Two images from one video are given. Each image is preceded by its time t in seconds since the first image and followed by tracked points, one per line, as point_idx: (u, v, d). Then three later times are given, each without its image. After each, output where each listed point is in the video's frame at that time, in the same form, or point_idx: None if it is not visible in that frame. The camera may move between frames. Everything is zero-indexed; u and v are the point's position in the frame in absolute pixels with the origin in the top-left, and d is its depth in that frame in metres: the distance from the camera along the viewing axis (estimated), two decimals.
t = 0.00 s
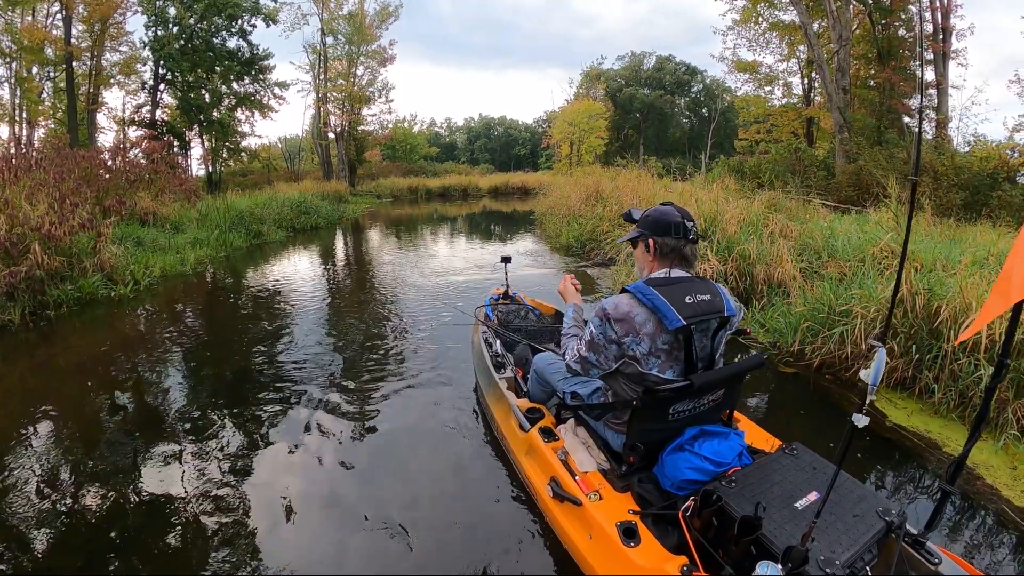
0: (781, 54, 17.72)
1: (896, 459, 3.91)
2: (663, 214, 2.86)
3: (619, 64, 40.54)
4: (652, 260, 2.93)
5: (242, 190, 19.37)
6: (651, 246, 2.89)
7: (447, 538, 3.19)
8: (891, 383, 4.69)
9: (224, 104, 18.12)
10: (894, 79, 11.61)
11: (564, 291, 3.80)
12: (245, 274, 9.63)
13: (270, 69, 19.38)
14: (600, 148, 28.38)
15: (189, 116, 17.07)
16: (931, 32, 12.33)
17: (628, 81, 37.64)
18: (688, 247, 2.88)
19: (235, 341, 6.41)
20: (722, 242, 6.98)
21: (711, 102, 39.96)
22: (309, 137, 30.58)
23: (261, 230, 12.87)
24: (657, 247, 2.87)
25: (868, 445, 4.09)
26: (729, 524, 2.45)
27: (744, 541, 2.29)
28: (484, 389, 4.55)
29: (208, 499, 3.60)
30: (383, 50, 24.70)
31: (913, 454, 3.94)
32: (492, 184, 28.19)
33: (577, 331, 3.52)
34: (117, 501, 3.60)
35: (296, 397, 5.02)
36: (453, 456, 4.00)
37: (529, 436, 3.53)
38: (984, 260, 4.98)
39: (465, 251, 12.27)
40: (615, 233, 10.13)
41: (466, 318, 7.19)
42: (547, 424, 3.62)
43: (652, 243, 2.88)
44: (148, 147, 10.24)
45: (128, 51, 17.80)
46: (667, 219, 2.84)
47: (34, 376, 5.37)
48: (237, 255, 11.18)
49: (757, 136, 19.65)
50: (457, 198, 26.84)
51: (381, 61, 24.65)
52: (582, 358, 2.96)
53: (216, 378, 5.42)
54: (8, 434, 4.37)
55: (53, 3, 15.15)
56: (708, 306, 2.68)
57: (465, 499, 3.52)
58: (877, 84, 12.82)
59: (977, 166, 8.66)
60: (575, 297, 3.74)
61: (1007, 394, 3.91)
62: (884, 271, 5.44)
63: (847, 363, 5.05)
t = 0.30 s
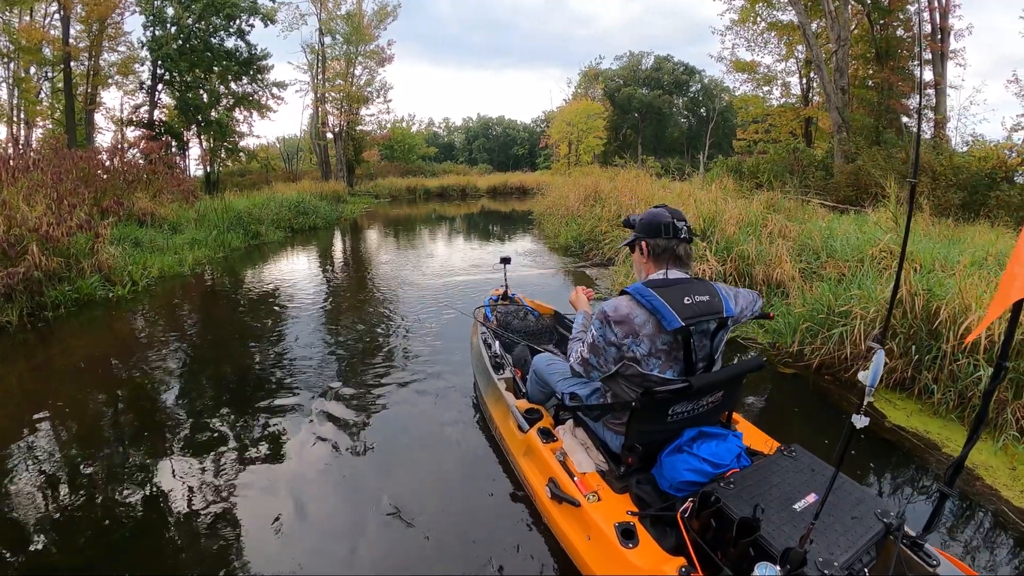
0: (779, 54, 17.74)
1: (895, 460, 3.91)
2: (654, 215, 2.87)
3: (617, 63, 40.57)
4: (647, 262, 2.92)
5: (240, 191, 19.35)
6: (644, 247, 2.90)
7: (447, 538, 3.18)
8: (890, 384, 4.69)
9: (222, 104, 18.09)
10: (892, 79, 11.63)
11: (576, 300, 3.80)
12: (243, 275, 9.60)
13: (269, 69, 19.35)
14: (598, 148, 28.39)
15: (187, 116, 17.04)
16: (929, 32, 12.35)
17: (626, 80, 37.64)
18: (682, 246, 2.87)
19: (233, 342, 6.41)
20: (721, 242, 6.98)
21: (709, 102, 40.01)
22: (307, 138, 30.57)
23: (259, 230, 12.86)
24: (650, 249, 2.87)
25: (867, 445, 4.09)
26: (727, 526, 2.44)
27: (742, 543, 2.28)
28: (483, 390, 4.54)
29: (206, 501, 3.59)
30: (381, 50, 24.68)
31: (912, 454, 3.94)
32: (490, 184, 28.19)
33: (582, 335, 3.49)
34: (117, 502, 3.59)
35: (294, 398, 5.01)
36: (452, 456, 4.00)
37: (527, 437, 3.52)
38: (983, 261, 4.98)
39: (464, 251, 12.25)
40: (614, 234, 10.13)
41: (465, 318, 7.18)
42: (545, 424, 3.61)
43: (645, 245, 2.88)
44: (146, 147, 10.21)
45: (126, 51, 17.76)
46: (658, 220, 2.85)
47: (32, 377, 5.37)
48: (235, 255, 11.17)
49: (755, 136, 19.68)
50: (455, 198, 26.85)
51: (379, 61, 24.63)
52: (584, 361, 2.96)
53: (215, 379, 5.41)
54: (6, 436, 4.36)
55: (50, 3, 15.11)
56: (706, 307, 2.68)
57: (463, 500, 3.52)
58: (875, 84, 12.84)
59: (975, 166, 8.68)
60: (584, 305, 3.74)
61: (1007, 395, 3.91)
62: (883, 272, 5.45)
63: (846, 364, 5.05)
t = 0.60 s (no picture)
0: (777, 54, 17.77)
1: (893, 461, 3.91)
2: (655, 218, 2.87)
3: (616, 64, 40.62)
4: (646, 264, 2.92)
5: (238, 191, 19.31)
6: (644, 249, 2.90)
7: (446, 539, 3.17)
8: (888, 385, 4.69)
9: (220, 105, 18.05)
10: (890, 79, 11.65)
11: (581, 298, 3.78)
12: (241, 276, 9.57)
13: (267, 69, 19.31)
14: (597, 148, 28.41)
15: (185, 116, 17.00)
16: (928, 33, 12.37)
17: (624, 81, 37.67)
18: (681, 251, 2.85)
19: (231, 343, 6.39)
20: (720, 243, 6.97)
21: (707, 102, 40.07)
22: (305, 138, 30.51)
23: (257, 231, 12.83)
24: (649, 251, 2.87)
25: (865, 447, 4.09)
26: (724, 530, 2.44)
27: (738, 547, 2.28)
28: (480, 391, 4.53)
29: (205, 502, 3.57)
30: (379, 51, 24.64)
31: (910, 456, 3.94)
32: (488, 184, 28.18)
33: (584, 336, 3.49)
34: (115, 503, 3.58)
35: (291, 399, 4.99)
36: (449, 457, 3.99)
37: (524, 438, 3.52)
38: (981, 262, 4.99)
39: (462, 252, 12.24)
40: (612, 234, 10.13)
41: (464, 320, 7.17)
42: (542, 426, 3.60)
43: (645, 247, 2.89)
44: (143, 148, 10.19)
45: (124, 51, 17.70)
46: (657, 224, 2.85)
47: (29, 379, 5.34)
48: (232, 256, 11.14)
49: (754, 136, 19.70)
50: (454, 198, 26.84)
51: (377, 61, 24.62)
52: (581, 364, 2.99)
53: (212, 381, 5.39)
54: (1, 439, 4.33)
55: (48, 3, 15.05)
56: (702, 313, 2.66)
57: (460, 501, 3.51)
58: (874, 84, 12.86)
59: (973, 166, 8.69)
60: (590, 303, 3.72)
61: (1005, 396, 3.91)
62: (882, 273, 5.44)
63: (844, 366, 5.05)
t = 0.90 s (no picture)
0: (772, 54, 17.82)
1: (891, 459, 3.93)
2: (673, 217, 2.86)
3: (611, 64, 40.70)
4: (658, 263, 2.93)
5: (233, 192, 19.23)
6: (657, 247, 2.89)
7: (446, 541, 3.15)
8: (886, 383, 4.71)
9: (215, 105, 17.97)
10: (885, 79, 11.70)
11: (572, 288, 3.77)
12: (236, 277, 9.53)
13: (262, 69, 19.22)
14: (592, 148, 28.44)
15: (180, 116, 16.90)
16: (922, 33, 12.43)
17: (619, 81, 37.73)
18: (695, 253, 2.88)
19: (226, 344, 6.35)
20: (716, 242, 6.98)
21: (702, 103, 40.19)
22: (300, 139, 30.42)
23: (252, 232, 12.79)
24: (663, 250, 2.87)
25: (864, 445, 4.10)
26: (725, 527, 2.44)
27: (740, 544, 2.28)
28: (479, 391, 4.53)
29: (203, 505, 3.54)
30: (374, 51, 24.59)
31: (909, 453, 3.96)
32: (484, 184, 28.18)
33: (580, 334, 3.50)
34: (112, 506, 3.55)
35: (287, 400, 4.96)
36: (448, 457, 3.98)
37: (524, 437, 3.51)
38: (977, 260, 5.01)
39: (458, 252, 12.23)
40: (608, 235, 10.14)
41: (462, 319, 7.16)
42: (542, 425, 3.60)
43: (659, 245, 2.88)
44: (138, 148, 10.20)
45: (118, 51, 17.59)
46: (675, 223, 2.84)
47: (23, 381, 5.30)
48: (227, 257, 11.09)
49: (749, 136, 19.76)
50: (449, 198, 26.81)
51: (372, 61, 24.56)
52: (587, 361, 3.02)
53: (208, 382, 5.35)
54: None
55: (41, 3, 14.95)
56: (713, 314, 2.70)
57: (460, 500, 3.51)
58: (869, 84, 12.92)
59: (968, 165, 8.73)
60: (578, 294, 3.79)
61: (1003, 393, 3.93)
62: (879, 271, 5.47)
63: (842, 363, 5.06)
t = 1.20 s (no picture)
0: (766, 54, 17.88)
1: (889, 454, 3.95)
2: (670, 212, 2.87)
3: (605, 65, 40.79)
4: (655, 258, 2.95)
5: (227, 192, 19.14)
6: (655, 242, 2.91)
7: (445, 542, 3.14)
8: (883, 379, 4.74)
9: (208, 106, 17.89)
10: (878, 79, 11.78)
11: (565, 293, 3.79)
12: (230, 277, 9.49)
13: (256, 70, 19.14)
14: (586, 149, 28.50)
15: (174, 117, 16.81)
16: (915, 33, 12.52)
17: (613, 82, 37.81)
18: (693, 249, 2.90)
19: (221, 345, 6.31)
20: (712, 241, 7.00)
21: (696, 103, 40.34)
22: (294, 139, 30.34)
23: (247, 232, 12.76)
24: (661, 245, 2.88)
25: (861, 441, 4.12)
26: (726, 521, 2.44)
27: (741, 538, 2.29)
28: (478, 390, 4.53)
29: (200, 506, 3.52)
30: (368, 51, 24.54)
31: (907, 449, 3.98)
32: (478, 185, 28.18)
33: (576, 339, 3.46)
34: (109, 506, 3.53)
35: (283, 401, 4.94)
36: (447, 457, 3.98)
37: (524, 435, 3.51)
38: (972, 257, 5.05)
39: (453, 252, 12.22)
40: (604, 234, 10.16)
41: (459, 319, 7.16)
42: (542, 423, 3.60)
43: (656, 240, 2.89)
44: (131, 148, 9.96)
45: (111, 51, 17.47)
46: (672, 218, 2.85)
47: (18, 382, 5.26)
48: (222, 258, 11.05)
49: (743, 136, 19.85)
50: (444, 199, 26.80)
51: (366, 62, 24.52)
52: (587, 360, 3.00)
53: (203, 384, 5.32)
54: None
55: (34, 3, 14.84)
56: (710, 307, 2.73)
57: (460, 500, 3.50)
58: (862, 84, 13.01)
59: (961, 164, 8.79)
60: (572, 301, 3.77)
61: (999, 388, 3.96)
62: (874, 269, 5.51)
63: (839, 360, 5.09)
